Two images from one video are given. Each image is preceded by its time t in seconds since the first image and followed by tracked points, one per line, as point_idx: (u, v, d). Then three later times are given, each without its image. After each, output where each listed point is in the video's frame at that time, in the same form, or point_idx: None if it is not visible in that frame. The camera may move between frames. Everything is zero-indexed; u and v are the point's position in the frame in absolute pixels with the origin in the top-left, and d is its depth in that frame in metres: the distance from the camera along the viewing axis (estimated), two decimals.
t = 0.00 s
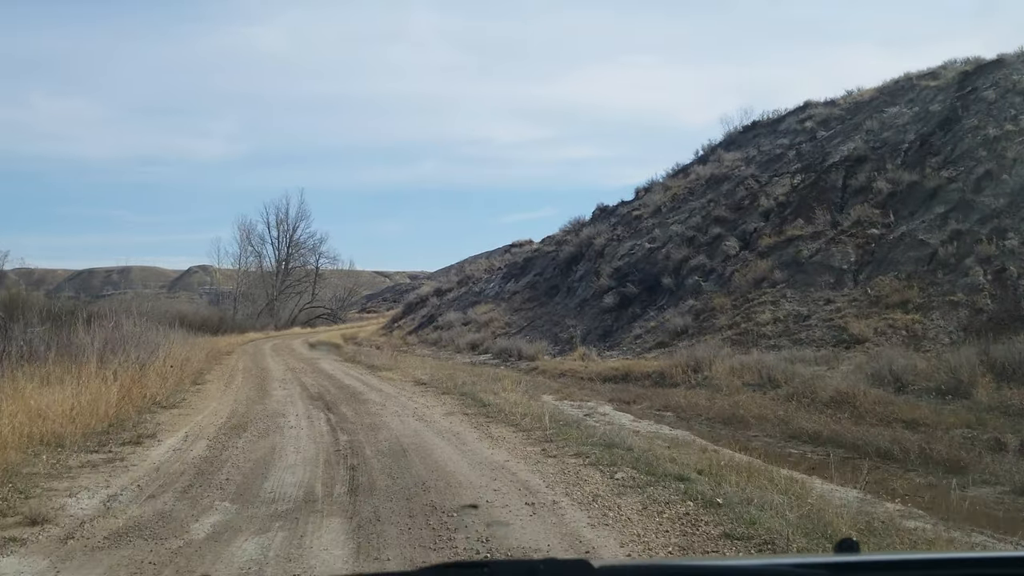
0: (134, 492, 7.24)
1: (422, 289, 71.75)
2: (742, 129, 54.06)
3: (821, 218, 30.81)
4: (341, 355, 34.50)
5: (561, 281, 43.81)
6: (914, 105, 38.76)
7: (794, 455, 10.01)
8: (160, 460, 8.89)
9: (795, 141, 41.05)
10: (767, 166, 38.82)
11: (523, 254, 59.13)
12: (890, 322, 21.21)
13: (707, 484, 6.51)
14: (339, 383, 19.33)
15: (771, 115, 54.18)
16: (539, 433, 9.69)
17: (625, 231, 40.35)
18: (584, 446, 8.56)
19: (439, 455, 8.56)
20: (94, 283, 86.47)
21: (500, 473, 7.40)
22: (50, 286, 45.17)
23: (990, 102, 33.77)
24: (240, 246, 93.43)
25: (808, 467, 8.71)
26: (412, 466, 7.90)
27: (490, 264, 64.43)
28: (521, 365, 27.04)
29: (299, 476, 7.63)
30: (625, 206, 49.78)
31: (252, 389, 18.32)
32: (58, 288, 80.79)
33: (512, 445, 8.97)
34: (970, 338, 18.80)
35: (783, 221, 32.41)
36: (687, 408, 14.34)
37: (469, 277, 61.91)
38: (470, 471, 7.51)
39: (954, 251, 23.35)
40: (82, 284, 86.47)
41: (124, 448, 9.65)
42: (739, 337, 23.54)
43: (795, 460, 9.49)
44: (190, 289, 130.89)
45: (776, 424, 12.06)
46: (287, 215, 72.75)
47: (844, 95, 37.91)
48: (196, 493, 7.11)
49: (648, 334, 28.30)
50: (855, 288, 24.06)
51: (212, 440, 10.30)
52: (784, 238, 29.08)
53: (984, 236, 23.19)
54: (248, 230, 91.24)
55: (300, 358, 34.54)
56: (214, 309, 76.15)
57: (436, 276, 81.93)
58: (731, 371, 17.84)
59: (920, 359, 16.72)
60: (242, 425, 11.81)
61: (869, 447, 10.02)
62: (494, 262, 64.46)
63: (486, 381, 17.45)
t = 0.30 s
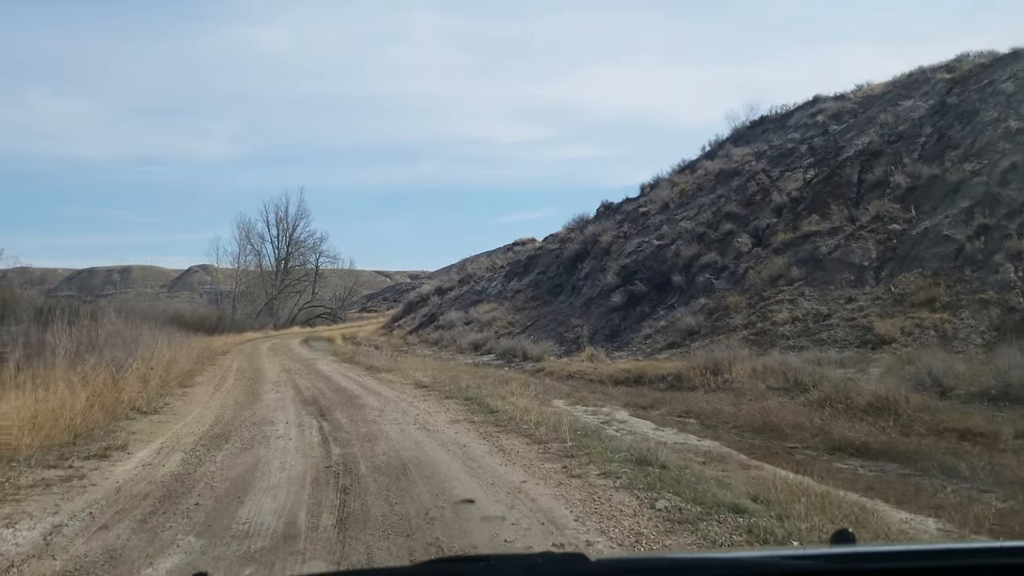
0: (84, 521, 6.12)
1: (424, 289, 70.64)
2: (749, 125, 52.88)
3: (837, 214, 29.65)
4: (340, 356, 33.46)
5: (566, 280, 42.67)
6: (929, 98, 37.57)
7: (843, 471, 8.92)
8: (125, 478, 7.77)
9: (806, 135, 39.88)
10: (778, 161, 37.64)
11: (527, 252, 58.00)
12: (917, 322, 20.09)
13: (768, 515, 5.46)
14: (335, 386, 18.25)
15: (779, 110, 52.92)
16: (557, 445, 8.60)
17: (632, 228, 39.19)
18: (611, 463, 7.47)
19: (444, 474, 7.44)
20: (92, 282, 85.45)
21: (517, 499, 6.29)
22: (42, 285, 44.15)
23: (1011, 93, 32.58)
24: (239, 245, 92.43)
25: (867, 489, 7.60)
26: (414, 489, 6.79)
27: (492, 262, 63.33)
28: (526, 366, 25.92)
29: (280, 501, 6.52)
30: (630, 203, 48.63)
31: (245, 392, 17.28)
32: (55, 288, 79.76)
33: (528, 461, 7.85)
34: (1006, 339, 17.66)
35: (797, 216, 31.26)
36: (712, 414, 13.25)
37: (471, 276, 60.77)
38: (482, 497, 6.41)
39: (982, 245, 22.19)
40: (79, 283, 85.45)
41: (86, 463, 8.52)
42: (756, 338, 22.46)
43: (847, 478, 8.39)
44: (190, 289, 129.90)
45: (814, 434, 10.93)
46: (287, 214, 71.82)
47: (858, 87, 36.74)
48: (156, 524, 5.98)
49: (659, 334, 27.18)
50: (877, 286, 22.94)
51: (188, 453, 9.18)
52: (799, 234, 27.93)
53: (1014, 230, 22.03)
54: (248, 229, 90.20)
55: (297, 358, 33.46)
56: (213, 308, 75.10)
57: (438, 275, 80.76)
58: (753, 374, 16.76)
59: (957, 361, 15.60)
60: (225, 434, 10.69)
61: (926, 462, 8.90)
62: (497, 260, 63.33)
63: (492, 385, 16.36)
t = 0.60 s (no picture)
0: (12, 568, 4.97)
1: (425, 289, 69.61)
2: (757, 121, 51.76)
3: (855, 210, 28.53)
4: (338, 358, 32.34)
5: (570, 279, 41.55)
6: (946, 92, 36.39)
7: (908, 493, 7.78)
8: (78, 505, 6.63)
9: (819, 129, 38.73)
10: (790, 156, 36.51)
11: (530, 251, 56.92)
12: (948, 322, 18.96)
13: (864, 555, 4.32)
14: (331, 390, 17.10)
15: (787, 107, 51.77)
16: (582, 464, 7.46)
17: (639, 226, 38.07)
18: (650, 488, 6.32)
19: (454, 501, 6.30)
20: (90, 283, 84.49)
21: (543, 537, 5.15)
22: (33, 284, 43.01)
23: None
24: (239, 245, 91.46)
25: (946, 520, 6.49)
26: (418, 523, 5.65)
27: (494, 262, 62.31)
28: (532, 368, 24.83)
29: (256, 539, 5.37)
30: (636, 200, 47.52)
31: (235, 397, 16.15)
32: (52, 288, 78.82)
33: (552, 483, 6.72)
34: None
35: (812, 213, 30.14)
36: (741, 423, 12.11)
37: (473, 276, 59.71)
38: (500, 536, 5.27)
39: (1013, 241, 21.03)
40: (77, 284, 84.50)
41: (38, 484, 7.39)
42: (776, 339, 21.33)
43: (917, 503, 7.25)
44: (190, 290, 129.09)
45: (861, 446, 9.82)
46: (287, 213, 70.94)
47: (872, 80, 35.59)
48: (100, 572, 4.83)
49: (671, 335, 26.05)
50: (902, 285, 21.82)
51: (159, 471, 8.04)
52: (817, 231, 26.81)
53: None
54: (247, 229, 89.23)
55: (293, 359, 32.32)
56: (211, 308, 74.01)
57: (439, 275, 79.65)
58: (779, 377, 15.62)
59: (1000, 364, 14.47)
60: (205, 447, 9.56)
61: (1000, 482, 7.78)
62: (499, 260, 62.30)
63: (500, 389, 15.23)
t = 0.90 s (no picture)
0: None
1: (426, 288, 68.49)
2: (765, 117, 50.58)
3: (874, 207, 27.39)
4: (337, 359, 31.23)
5: (576, 278, 40.40)
6: (964, 85, 35.21)
7: (994, 525, 6.65)
8: (14, 546, 5.46)
9: (832, 124, 37.57)
10: (803, 151, 35.35)
11: (533, 250, 55.77)
12: (983, 322, 17.81)
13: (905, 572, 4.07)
14: (327, 396, 15.93)
15: (796, 102, 50.55)
16: (617, 493, 6.28)
17: (647, 223, 36.95)
18: (706, 529, 5.20)
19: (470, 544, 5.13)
20: (86, 283, 83.43)
21: None
22: (24, 284, 41.98)
23: None
24: (237, 244, 90.37)
25: None
26: None
27: (497, 261, 61.17)
28: (539, 371, 23.70)
29: None
30: (642, 198, 46.36)
31: (224, 403, 15.01)
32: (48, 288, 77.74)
33: (587, 520, 5.57)
34: None
35: (829, 209, 29.01)
36: (777, 435, 10.96)
37: (475, 275, 58.58)
38: None
39: None
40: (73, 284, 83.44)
41: None
42: (797, 341, 20.19)
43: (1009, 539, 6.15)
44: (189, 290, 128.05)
45: (921, 464, 8.68)
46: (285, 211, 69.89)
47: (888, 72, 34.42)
48: None
49: (684, 336, 24.92)
50: (930, 283, 20.68)
51: (122, 496, 6.89)
52: (836, 227, 25.69)
53: None
54: (246, 228, 88.15)
55: (291, 362, 31.22)
56: (208, 307, 72.87)
57: (440, 275, 78.52)
58: (809, 384, 14.48)
59: None
60: (180, 464, 8.40)
61: None
62: (501, 259, 61.16)
63: (509, 396, 14.07)
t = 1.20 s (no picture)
0: None
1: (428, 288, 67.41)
2: (775, 112, 49.42)
3: (895, 201, 26.27)
4: (336, 360, 30.17)
5: (582, 276, 39.28)
6: (985, 76, 34.04)
7: None
8: None
9: (846, 117, 36.45)
10: (818, 145, 34.23)
11: (537, 248, 54.67)
12: None
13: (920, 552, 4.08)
14: (323, 400, 14.85)
15: (807, 97, 49.38)
16: (668, 531, 5.19)
17: (656, 219, 35.83)
18: None
19: None
20: (84, 283, 82.41)
21: None
22: (17, 282, 41.07)
23: None
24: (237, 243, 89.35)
25: None
26: None
27: (500, 259, 60.05)
28: (547, 373, 22.62)
29: None
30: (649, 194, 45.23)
31: (212, 408, 13.93)
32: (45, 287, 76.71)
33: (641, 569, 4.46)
34: None
35: (847, 204, 27.91)
36: (823, 446, 9.86)
37: (478, 274, 57.50)
38: None
39: None
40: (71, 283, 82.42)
41: None
42: (822, 341, 19.08)
43: None
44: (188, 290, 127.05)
45: (1000, 484, 7.56)
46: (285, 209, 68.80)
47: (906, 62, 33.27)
48: None
49: (699, 336, 23.81)
50: (961, 280, 19.56)
51: (72, 529, 5.79)
52: (857, 222, 24.57)
53: None
54: (246, 227, 87.15)
55: (289, 362, 30.14)
56: (207, 306, 71.85)
57: (442, 274, 77.44)
58: (846, 389, 13.37)
59: None
60: (150, 484, 7.29)
61: None
62: (504, 257, 60.03)
63: (520, 401, 12.99)
